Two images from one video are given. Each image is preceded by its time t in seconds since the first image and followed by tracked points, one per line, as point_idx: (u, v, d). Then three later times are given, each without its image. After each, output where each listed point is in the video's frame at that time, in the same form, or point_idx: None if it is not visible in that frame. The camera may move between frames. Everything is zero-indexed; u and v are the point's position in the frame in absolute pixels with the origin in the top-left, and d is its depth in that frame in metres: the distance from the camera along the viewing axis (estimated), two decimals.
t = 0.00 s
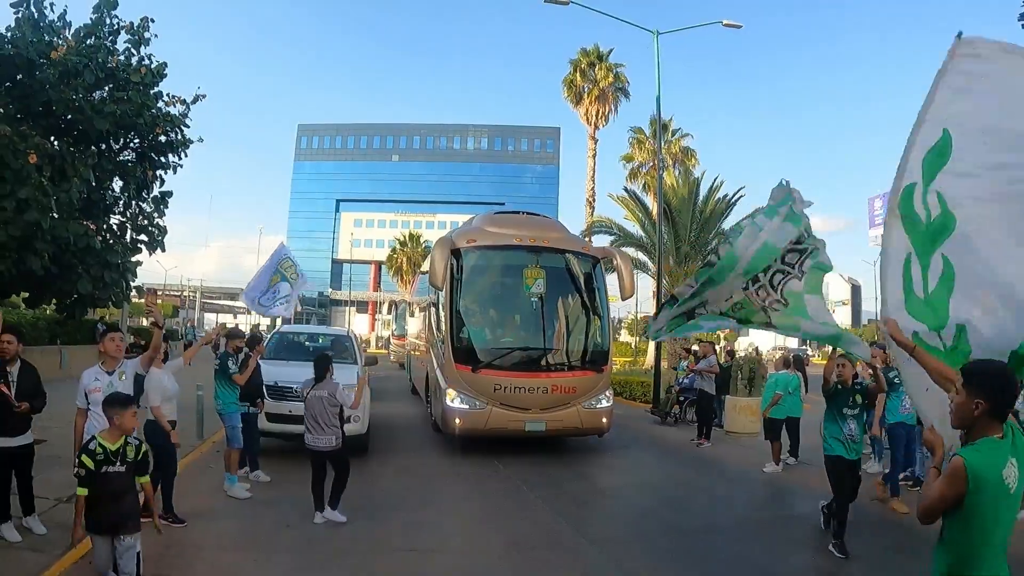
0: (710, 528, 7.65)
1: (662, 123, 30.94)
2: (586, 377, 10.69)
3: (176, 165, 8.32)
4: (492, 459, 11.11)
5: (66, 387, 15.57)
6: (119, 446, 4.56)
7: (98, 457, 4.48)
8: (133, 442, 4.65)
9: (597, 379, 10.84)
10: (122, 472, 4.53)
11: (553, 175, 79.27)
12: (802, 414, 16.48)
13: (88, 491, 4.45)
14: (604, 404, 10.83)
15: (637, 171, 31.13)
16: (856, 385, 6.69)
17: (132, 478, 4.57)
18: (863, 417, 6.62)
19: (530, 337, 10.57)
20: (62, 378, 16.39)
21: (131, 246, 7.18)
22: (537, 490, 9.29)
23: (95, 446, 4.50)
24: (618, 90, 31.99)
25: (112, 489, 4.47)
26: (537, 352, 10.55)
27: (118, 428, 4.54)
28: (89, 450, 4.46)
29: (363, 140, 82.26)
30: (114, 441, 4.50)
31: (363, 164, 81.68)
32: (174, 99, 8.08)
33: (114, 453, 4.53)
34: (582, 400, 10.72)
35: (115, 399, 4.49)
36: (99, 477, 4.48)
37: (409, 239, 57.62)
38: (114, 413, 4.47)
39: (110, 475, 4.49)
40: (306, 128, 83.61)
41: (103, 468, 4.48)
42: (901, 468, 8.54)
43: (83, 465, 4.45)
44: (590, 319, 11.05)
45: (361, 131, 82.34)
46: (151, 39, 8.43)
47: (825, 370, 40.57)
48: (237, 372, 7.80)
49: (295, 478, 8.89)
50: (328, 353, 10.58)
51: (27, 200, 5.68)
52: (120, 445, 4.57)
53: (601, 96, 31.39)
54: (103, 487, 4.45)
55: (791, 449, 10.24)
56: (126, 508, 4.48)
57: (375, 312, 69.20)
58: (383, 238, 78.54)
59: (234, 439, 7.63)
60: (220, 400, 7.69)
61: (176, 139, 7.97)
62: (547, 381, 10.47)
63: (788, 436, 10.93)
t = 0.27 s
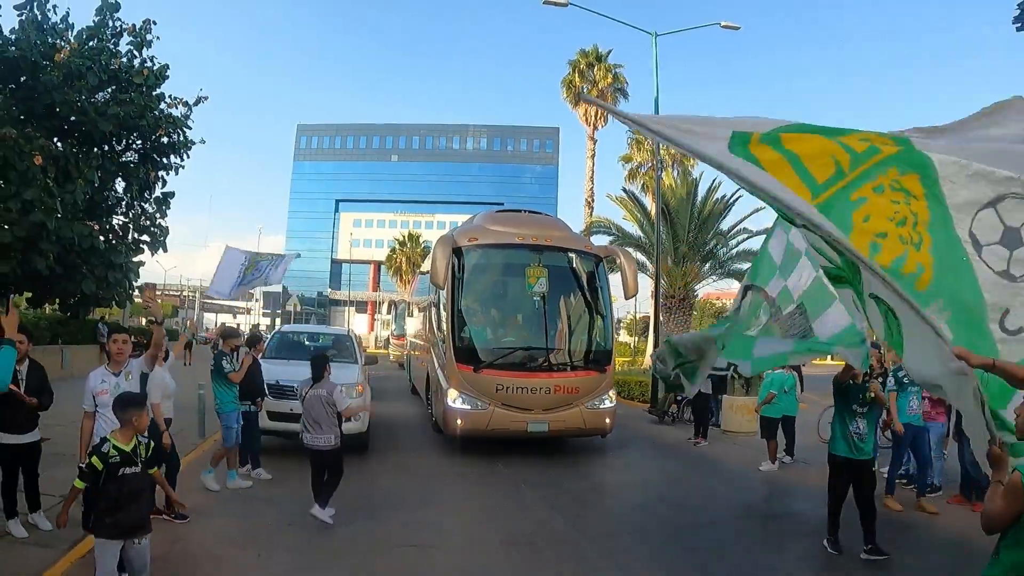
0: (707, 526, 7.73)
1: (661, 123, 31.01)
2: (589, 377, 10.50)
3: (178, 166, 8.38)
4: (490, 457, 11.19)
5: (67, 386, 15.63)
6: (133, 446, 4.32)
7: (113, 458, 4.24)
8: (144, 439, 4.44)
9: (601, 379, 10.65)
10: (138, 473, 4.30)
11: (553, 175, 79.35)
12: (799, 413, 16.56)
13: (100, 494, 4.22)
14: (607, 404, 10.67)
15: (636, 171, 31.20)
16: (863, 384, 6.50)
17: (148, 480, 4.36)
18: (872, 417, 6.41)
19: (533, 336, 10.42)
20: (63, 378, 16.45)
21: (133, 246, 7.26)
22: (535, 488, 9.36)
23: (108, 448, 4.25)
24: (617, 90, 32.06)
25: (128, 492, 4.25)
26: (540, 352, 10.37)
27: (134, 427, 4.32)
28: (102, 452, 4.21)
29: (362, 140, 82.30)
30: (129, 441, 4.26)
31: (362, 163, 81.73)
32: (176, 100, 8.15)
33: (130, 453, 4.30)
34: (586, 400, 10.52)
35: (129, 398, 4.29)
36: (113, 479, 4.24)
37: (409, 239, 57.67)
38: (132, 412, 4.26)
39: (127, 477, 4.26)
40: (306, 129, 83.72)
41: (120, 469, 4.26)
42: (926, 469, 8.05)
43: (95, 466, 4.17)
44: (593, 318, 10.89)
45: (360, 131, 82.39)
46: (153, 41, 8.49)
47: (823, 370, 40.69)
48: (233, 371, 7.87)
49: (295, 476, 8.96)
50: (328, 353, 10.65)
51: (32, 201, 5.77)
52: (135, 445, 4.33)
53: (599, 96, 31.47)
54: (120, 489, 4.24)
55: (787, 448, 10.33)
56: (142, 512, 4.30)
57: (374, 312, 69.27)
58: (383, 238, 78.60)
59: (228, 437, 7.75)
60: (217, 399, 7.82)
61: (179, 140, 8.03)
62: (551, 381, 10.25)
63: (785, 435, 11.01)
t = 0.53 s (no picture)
0: (699, 524, 7.81)
1: (657, 124, 31.13)
2: (587, 376, 10.41)
3: (176, 165, 8.43)
4: (483, 456, 11.24)
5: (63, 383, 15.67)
6: (123, 455, 4.22)
7: (103, 468, 4.11)
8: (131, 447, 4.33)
9: (600, 379, 10.56)
10: (127, 483, 4.21)
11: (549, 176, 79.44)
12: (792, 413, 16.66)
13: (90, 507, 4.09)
14: (605, 404, 10.59)
15: (632, 171, 31.30)
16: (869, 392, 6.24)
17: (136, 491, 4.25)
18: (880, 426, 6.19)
19: (530, 335, 10.33)
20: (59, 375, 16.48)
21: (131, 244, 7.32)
22: (529, 486, 9.43)
23: (98, 456, 4.12)
24: (613, 90, 32.16)
25: (118, 504, 4.15)
26: (537, 351, 10.28)
27: (125, 435, 4.21)
28: (93, 461, 4.08)
29: (358, 139, 82.29)
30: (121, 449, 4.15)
31: (358, 163, 81.70)
32: (173, 99, 8.19)
33: (120, 463, 4.19)
34: (585, 400, 10.42)
35: (125, 404, 4.16)
36: (104, 490, 4.12)
37: (404, 239, 57.69)
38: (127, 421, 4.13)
39: (118, 488, 4.16)
40: (302, 128, 83.68)
41: (110, 479, 4.14)
42: (933, 475, 8.03)
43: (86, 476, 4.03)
44: (592, 317, 10.80)
45: (356, 131, 82.37)
46: (151, 40, 8.53)
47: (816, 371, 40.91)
48: (223, 370, 7.89)
49: (292, 474, 9.02)
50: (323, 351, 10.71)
51: (32, 199, 5.82)
52: (124, 454, 4.23)
53: (596, 97, 31.56)
54: (111, 501, 4.13)
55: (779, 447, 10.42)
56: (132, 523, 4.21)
57: (369, 312, 69.27)
58: (378, 238, 78.59)
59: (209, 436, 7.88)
60: (204, 397, 7.92)
61: (177, 139, 8.07)
62: (549, 380, 10.17)
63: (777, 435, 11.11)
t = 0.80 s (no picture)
0: (683, 519, 7.93)
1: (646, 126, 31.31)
2: (577, 377, 10.38)
3: (165, 165, 8.48)
4: (471, 455, 11.30)
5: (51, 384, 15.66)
6: (100, 453, 4.00)
7: (79, 465, 3.89)
8: (110, 448, 4.12)
9: (590, 379, 10.54)
10: (103, 482, 3.97)
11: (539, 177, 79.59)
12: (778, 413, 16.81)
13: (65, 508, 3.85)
14: (597, 405, 10.55)
15: (621, 173, 31.48)
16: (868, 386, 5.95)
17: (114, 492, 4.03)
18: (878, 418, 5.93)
19: (520, 335, 10.26)
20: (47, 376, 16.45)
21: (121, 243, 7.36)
22: (516, 484, 9.53)
23: (73, 453, 3.91)
24: (603, 92, 32.33)
25: (95, 503, 3.92)
26: (527, 351, 10.22)
27: (101, 430, 4.02)
28: (68, 457, 3.86)
29: (349, 140, 82.18)
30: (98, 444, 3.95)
31: (349, 164, 81.58)
32: (163, 100, 8.24)
33: (97, 460, 3.97)
34: (574, 400, 10.40)
35: (95, 396, 4.01)
36: (79, 489, 3.89)
37: (394, 239, 57.67)
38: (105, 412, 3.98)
39: (93, 487, 3.92)
40: (293, 128, 83.52)
41: (87, 477, 3.91)
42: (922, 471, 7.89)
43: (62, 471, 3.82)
44: (582, 316, 10.78)
45: (346, 131, 82.28)
46: (142, 41, 8.58)
47: (804, 371, 41.20)
48: (205, 368, 8.01)
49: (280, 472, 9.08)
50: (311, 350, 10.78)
51: (22, 198, 5.87)
52: (101, 451, 4.01)
53: (585, 98, 31.72)
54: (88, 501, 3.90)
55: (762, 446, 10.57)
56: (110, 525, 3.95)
57: (360, 313, 69.17)
58: (369, 239, 78.49)
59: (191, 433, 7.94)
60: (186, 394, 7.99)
61: (167, 139, 8.12)
62: (539, 380, 10.14)
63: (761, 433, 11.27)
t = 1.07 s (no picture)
0: (658, 518, 8.12)
1: (627, 128, 31.60)
2: (562, 379, 10.22)
3: (148, 165, 8.49)
4: (451, 454, 11.42)
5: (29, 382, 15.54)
6: (83, 461, 3.96)
7: (61, 474, 3.85)
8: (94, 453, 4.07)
9: (574, 381, 10.39)
10: (87, 491, 3.93)
11: (521, 178, 79.79)
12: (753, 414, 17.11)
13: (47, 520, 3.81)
14: (580, 408, 10.41)
15: (602, 175, 31.74)
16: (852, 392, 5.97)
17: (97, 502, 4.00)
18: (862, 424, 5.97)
19: (503, 337, 10.10)
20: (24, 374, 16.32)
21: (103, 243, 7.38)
22: (495, 483, 9.67)
23: (55, 462, 3.86)
24: (585, 94, 32.56)
25: (77, 514, 3.88)
26: (510, 353, 10.06)
27: (84, 438, 3.96)
28: (48, 468, 3.81)
29: (330, 139, 81.82)
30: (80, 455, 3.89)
31: (330, 163, 81.23)
32: (146, 100, 8.26)
33: (80, 469, 3.93)
34: (559, 403, 10.23)
35: (76, 406, 3.93)
36: (60, 500, 3.84)
37: (376, 239, 57.56)
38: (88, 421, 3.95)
39: (76, 497, 3.88)
40: (274, 126, 82.99)
41: (69, 488, 3.86)
42: (908, 477, 7.85)
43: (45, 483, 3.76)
44: (567, 317, 10.61)
45: (328, 130, 81.91)
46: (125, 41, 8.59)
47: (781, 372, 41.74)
48: (185, 368, 8.04)
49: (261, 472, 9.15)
50: (292, 350, 10.83)
51: (6, 199, 5.90)
52: (85, 458, 3.96)
53: (567, 100, 31.94)
54: (70, 512, 3.85)
55: (736, 446, 10.81)
56: (92, 536, 3.93)
57: (341, 313, 68.94)
58: (350, 238, 78.21)
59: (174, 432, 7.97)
60: (168, 394, 8.02)
61: (150, 139, 8.14)
62: (523, 382, 9.97)
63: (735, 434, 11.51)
